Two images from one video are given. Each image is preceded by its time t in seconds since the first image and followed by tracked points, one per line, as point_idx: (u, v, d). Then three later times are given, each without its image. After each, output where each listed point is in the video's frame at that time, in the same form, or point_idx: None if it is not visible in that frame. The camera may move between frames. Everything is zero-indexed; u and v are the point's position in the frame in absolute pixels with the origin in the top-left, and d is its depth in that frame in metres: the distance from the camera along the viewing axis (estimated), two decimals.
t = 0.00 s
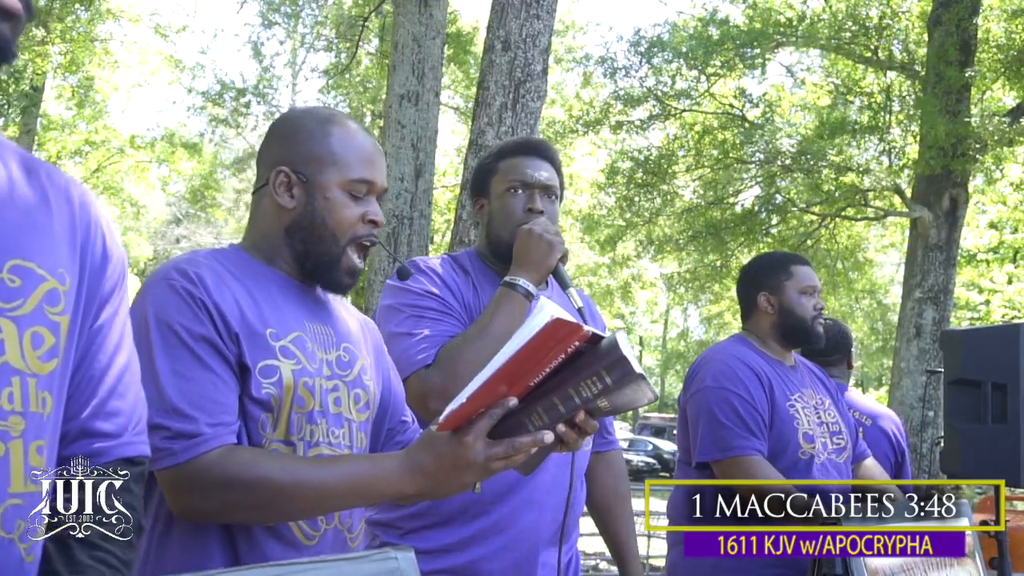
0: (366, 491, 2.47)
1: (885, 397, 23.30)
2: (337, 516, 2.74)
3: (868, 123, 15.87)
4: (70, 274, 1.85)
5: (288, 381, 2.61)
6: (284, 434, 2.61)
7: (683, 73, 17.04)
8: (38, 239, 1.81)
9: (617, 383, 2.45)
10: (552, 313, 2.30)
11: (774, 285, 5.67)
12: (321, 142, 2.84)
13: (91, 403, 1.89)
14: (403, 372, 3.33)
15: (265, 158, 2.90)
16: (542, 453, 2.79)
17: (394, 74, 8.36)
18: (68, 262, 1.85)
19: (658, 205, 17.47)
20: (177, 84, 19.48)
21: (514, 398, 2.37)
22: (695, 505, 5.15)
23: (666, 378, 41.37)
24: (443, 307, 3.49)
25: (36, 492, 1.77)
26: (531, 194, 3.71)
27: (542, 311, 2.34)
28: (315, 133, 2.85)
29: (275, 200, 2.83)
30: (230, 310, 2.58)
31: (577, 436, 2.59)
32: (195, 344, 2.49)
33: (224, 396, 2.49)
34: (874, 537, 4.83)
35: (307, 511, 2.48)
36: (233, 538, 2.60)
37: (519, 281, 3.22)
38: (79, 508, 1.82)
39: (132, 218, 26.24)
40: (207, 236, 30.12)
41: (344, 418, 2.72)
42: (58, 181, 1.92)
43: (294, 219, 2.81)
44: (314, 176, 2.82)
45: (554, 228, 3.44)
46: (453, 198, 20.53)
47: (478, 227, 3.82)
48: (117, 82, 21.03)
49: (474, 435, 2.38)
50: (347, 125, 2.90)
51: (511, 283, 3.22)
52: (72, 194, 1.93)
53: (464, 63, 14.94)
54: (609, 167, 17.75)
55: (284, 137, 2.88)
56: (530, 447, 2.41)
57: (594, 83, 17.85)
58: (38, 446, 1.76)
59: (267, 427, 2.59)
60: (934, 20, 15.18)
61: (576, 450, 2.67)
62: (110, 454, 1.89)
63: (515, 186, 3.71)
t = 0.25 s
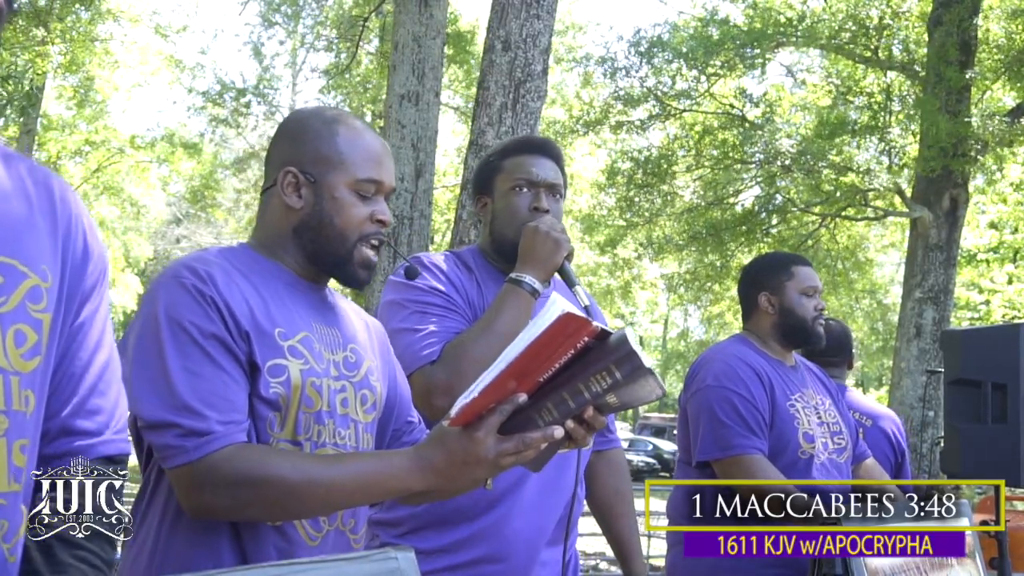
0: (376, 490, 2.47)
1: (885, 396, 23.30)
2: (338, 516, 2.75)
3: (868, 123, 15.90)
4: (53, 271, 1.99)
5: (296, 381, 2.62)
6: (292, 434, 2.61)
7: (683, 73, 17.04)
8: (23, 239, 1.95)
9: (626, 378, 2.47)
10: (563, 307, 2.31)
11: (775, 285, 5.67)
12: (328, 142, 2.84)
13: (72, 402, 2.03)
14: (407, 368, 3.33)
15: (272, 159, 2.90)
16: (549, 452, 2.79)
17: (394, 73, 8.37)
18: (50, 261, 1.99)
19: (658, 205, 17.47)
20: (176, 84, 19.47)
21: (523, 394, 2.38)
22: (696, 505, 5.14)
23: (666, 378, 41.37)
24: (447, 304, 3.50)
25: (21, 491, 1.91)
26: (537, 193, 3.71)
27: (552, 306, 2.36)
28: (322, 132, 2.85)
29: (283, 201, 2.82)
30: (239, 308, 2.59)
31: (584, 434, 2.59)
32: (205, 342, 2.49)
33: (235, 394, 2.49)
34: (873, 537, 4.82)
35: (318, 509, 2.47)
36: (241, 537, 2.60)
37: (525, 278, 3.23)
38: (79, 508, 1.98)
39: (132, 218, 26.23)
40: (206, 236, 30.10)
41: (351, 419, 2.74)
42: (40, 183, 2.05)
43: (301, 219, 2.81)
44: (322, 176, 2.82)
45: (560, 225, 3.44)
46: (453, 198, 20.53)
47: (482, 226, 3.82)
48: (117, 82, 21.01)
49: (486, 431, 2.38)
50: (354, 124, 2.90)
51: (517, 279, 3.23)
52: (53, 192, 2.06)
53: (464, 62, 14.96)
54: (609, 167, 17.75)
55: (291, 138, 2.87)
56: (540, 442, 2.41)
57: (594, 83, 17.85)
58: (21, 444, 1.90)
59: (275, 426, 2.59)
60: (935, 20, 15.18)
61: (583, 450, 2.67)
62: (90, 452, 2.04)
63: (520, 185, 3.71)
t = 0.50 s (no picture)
0: (380, 491, 2.47)
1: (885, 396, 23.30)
2: (341, 518, 2.76)
3: (867, 122, 16.03)
4: (41, 269, 2.07)
5: (299, 382, 2.62)
6: (294, 435, 2.62)
7: (683, 74, 17.05)
8: (13, 240, 2.04)
9: (632, 383, 2.48)
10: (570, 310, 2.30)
11: (775, 285, 5.67)
12: (329, 142, 2.84)
13: (60, 400, 2.12)
14: (412, 364, 3.32)
15: (274, 159, 2.90)
16: (554, 453, 2.79)
17: (394, 73, 8.37)
18: (39, 258, 2.08)
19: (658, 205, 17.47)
20: (177, 84, 19.46)
21: (529, 397, 2.38)
22: (695, 505, 5.15)
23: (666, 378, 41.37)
24: (453, 300, 3.49)
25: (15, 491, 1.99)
26: (544, 194, 3.71)
27: (561, 306, 2.36)
28: (324, 132, 2.85)
29: (285, 200, 2.82)
30: (242, 309, 2.59)
31: (588, 437, 2.60)
32: (209, 343, 2.49)
33: (239, 395, 2.50)
34: (874, 537, 4.80)
35: (322, 510, 2.47)
36: (244, 537, 2.60)
37: (532, 276, 3.25)
38: (79, 508, 2.09)
39: (132, 218, 26.21)
40: (206, 236, 30.09)
41: (352, 420, 2.75)
42: (28, 183, 2.14)
43: (303, 219, 2.81)
44: (323, 176, 2.82)
45: (565, 225, 3.47)
46: (454, 198, 20.54)
47: (485, 225, 3.81)
48: (117, 82, 20.99)
49: (492, 432, 2.38)
50: (354, 124, 2.90)
51: (523, 278, 3.25)
52: (40, 190, 2.15)
53: (464, 62, 14.98)
54: (609, 167, 17.78)
55: (292, 138, 2.87)
56: (545, 445, 2.42)
57: (594, 83, 17.86)
58: (14, 443, 1.98)
59: (277, 428, 2.60)
60: (935, 19, 15.18)
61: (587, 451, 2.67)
62: (78, 450, 2.13)
63: (528, 186, 3.71)
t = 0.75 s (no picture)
0: (380, 492, 2.47)
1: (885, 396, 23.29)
2: (341, 519, 2.76)
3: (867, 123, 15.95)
4: (41, 267, 2.11)
5: (298, 383, 2.62)
6: (294, 436, 2.62)
7: (683, 74, 17.05)
8: (13, 239, 2.07)
9: (633, 385, 2.46)
10: (573, 314, 2.33)
11: (775, 286, 5.67)
12: (330, 142, 2.84)
13: (60, 399, 2.15)
14: (416, 363, 3.31)
15: (275, 160, 2.90)
16: (555, 454, 2.79)
17: (394, 73, 8.37)
18: (38, 257, 2.11)
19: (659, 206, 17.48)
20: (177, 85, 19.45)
21: (530, 399, 2.38)
22: (695, 505, 5.15)
23: (666, 378, 41.36)
24: (456, 300, 3.49)
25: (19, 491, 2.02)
26: (551, 194, 3.71)
27: (565, 309, 2.38)
28: (324, 133, 2.85)
29: (286, 201, 2.82)
30: (242, 309, 2.59)
31: (588, 439, 2.60)
32: (209, 342, 2.49)
33: (239, 395, 2.50)
34: (874, 537, 4.79)
35: (324, 511, 2.47)
36: (244, 537, 2.60)
37: (537, 275, 3.24)
38: (79, 509, 2.10)
39: (132, 217, 26.21)
40: (206, 236, 30.09)
41: (351, 421, 2.75)
42: (24, 180, 2.18)
43: (304, 219, 2.81)
44: (324, 177, 2.81)
45: (572, 225, 3.47)
46: (454, 198, 20.54)
47: (491, 224, 3.80)
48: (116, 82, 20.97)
49: (493, 434, 2.37)
50: (356, 125, 2.90)
51: (529, 277, 3.25)
52: (38, 188, 2.19)
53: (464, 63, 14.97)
54: (609, 167, 17.80)
55: (293, 138, 2.87)
56: (546, 446, 2.41)
57: (594, 83, 17.87)
58: (17, 443, 2.02)
59: (277, 428, 2.60)
60: (934, 19, 15.18)
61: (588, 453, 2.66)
62: (78, 448, 2.15)
63: (535, 186, 3.71)
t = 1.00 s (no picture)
0: (381, 489, 2.46)
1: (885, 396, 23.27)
2: (340, 516, 2.74)
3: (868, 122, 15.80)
4: (48, 268, 2.10)
5: (298, 380, 2.61)
6: (294, 434, 2.60)
7: (683, 73, 17.03)
8: (18, 239, 2.07)
9: (636, 380, 2.46)
10: (575, 307, 2.32)
11: (775, 285, 5.66)
12: (328, 140, 2.82)
13: (67, 398, 2.15)
14: (425, 361, 3.30)
15: (273, 158, 2.89)
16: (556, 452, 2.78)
17: (394, 73, 8.36)
18: (46, 257, 2.11)
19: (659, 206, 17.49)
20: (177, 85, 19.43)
21: (531, 393, 2.37)
22: (695, 505, 5.13)
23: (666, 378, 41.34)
24: (463, 298, 3.47)
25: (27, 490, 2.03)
26: (561, 195, 3.73)
27: (565, 303, 2.37)
28: (323, 131, 2.84)
29: (284, 199, 2.81)
30: (241, 306, 2.58)
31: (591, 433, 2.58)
32: (209, 340, 2.48)
33: (239, 393, 2.49)
34: (874, 537, 4.79)
35: (325, 508, 2.46)
36: (245, 536, 2.58)
37: (545, 273, 3.30)
38: (78, 508, 2.09)
39: (132, 217, 26.19)
40: (206, 235, 30.08)
41: (352, 418, 2.73)
42: (31, 179, 2.17)
43: (303, 217, 2.80)
44: (323, 176, 2.80)
45: (579, 225, 3.51)
46: (453, 198, 20.55)
47: (496, 222, 3.78)
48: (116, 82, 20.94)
49: (495, 428, 2.37)
50: (355, 123, 2.89)
51: (537, 275, 3.30)
52: (45, 188, 2.18)
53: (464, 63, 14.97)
54: (609, 167, 17.82)
55: (291, 136, 2.86)
56: (548, 441, 2.41)
57: (594, 83, 17.87)
58: (24, 442, 2.02)
59: (277, 426, 2.58)
60: (935, 19, 15.18)
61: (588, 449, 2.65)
62: (86, 448, 2.15)
63: (548, 186, 3.71)
